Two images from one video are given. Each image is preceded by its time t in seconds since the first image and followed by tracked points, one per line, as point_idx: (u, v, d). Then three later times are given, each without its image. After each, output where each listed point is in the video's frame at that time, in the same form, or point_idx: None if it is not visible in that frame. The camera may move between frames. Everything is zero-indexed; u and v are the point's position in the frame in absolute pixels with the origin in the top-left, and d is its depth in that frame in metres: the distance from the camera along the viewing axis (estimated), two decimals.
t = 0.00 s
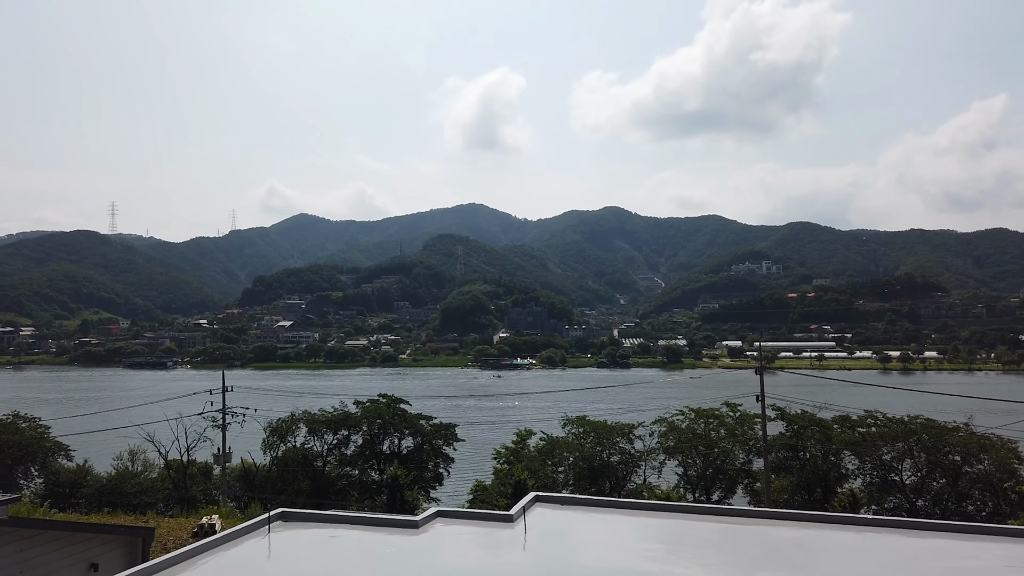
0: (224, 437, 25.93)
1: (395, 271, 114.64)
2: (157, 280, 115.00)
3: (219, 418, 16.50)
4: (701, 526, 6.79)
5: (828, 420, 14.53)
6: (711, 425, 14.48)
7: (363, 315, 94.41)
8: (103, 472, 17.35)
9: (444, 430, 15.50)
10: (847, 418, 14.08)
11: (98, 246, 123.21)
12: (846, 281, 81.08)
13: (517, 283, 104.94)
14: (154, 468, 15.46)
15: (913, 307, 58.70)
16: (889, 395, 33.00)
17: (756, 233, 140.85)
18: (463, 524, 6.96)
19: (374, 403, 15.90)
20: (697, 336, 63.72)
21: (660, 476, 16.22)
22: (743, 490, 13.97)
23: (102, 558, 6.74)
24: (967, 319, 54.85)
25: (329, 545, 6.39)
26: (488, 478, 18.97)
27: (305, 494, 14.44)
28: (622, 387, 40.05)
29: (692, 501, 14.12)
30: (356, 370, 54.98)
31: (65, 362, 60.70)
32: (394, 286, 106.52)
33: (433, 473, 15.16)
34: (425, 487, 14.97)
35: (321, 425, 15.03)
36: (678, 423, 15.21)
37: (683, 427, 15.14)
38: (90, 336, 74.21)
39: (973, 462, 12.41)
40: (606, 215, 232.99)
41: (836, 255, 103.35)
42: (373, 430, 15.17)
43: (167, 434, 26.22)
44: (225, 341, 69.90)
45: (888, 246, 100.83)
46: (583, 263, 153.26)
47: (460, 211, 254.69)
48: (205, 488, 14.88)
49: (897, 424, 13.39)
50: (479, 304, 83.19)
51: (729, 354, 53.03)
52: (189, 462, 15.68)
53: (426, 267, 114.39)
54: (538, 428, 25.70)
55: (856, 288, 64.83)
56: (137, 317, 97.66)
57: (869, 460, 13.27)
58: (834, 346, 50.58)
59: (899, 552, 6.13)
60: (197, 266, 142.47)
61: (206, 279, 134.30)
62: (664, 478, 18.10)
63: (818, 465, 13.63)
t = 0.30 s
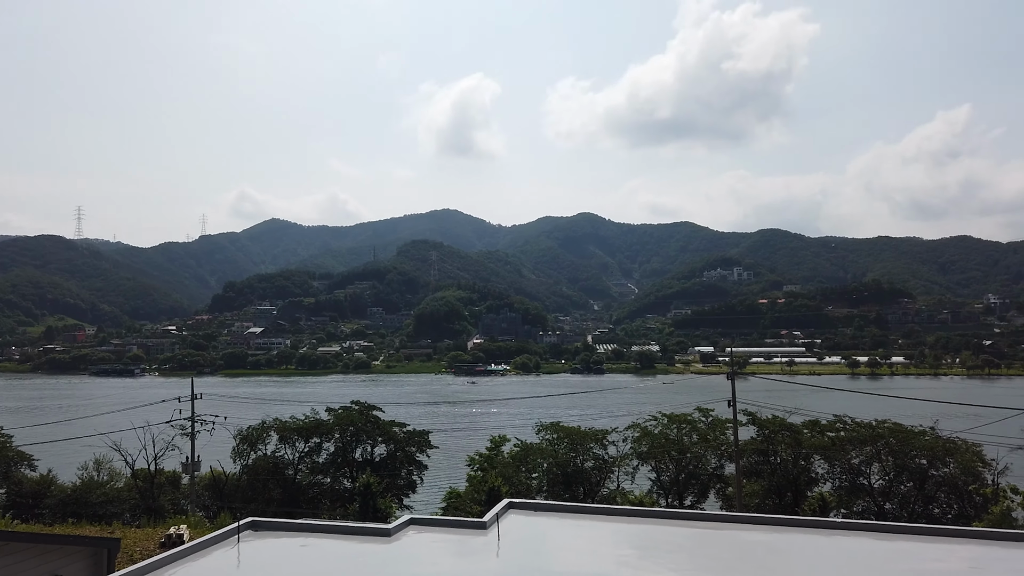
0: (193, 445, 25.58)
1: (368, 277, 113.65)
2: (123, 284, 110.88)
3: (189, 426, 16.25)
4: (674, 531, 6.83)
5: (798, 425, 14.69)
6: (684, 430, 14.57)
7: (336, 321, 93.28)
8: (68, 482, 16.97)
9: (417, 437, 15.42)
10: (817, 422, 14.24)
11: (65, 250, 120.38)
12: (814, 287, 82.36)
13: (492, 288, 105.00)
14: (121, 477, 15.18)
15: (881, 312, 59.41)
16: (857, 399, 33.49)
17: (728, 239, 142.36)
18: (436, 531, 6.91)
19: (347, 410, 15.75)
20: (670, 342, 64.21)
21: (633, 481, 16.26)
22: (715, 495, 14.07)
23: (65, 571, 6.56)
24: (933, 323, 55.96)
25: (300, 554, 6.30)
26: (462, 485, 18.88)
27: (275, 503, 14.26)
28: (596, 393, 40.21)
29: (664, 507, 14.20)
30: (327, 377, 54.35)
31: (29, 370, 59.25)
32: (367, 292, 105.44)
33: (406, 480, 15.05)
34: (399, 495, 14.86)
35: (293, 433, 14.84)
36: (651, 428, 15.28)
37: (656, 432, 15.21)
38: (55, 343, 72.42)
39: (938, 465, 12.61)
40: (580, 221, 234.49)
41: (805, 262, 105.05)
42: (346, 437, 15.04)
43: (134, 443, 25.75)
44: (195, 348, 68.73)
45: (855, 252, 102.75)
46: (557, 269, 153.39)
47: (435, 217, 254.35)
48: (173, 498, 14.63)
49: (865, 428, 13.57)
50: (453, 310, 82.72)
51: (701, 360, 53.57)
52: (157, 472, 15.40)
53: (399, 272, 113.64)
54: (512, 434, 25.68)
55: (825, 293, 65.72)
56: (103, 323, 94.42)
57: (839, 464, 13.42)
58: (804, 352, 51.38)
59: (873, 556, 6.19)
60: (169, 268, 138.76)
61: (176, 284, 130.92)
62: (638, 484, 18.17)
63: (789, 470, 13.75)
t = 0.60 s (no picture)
0: (161, 452, 25.25)
1: (341, 282, 112.42)
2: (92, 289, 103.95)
3: (157, 433, 16.02)
4: (647, 535, 6.86)
5: (768, 428, 14.87)
6: (657, 434, 14.67)
7: (308, 326, 91.99)
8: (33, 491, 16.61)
9: (390, 442, 15.36)
10: (786, 426, 14.43)
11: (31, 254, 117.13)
12: (784, 292, 83.49)
13: (466, 294, 104.87)
14: (87, 486, 14.92)
15: (848, 317, 59.12)
16: (827, 402, 33.96)
17: (700, 244, 143.48)
18: (410, 538, 6.87)
19: (319, 416, 15.63)
20: (643, 347, 64.57)
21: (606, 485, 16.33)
22: (687, 498, 14.22)
23: None
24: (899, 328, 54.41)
25: (271, 562, 6.23)
26: (435, 492, 18.81)
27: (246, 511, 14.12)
28: (570, 397, 40.32)
29: (638, 510, 14.30)
30: (299, 382, 53.60)
31: None
32: (340, 297, 103.96)
33: (379, 486, 14.96)
34: (371, 502, 14.77)
35: (264, 439, 14.71)
36: (623, 432, 15.36)
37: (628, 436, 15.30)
38: (20, 349, 70.43)
39: (904, 468, 12.84)
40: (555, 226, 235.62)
41: (775, 267, 106.61)
42: (318, 444, 14.91)
43: (100, 451, 25.32)
44: (164, 353, 67.40)
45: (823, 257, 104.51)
46: (532, 274, 153.22)
47: (411, 222, 253.59)
48: (142, 506, 14.42)
49: (834, 431, 13.79)
50: (426, 315, 81.94)
51: (674, 365, 53.93)
52: (124, 480, 15.15)
53: (373, 277, 112.78)
54: (485, 440, 25.68)
55: (795, 298, 66.42)
56: (70, 329, 88.39)
57: (808, 467, 13.61)
58: (774, 356, 52.11)
59: (840, 557, 6.30)
60: (137, 271, 131.30)
61: (145, 287, 124.00)
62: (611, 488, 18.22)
63: (760, 473, 13.92)
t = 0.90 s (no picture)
0: (127, 461, 24.94)
1: (313, 286, 110.62)
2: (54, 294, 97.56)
3: (123, 440, 15.73)
4: (618, 539, 6.87)
5: (740, 432, 15.01)
6: (629, 438, 14.74)
7: (279, 331, 89.46)
8: None
9: (362, 449, 15.32)
10: (757, 429, 14.57)
11: None
12: (754, 298, 84.47)
13: (440, 298, 104.49)
14: (50, 495, 14.58)
15: (819, 320, 58.98)
16: (796, 406, 34.36)
17: (673, 249, 144.55)
18: (383, 544, 6.82)
19: (290, 422, 15.47)
20: (616, 351, 64.76)
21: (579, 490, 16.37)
22: (659, 501, 14.34)
23: None
24: (867, 332, 54.28)
25: (239, 571, 6.14)
26: (407, 497, 18.76)
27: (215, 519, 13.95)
28: (544, 402, 40.37)
29: (610, 514, 14.37)
30: (268, 389, 52.76)
31: None
32: (311, 301, 101.58)
33: (351, 492, 14.95)
34: (343, 508, 14.72)
35: (234, 446, 14.52)
36: (596, 437, 15.42)
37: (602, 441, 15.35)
38: None
39: (871, 470, 13.06)
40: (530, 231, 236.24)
41: (746, 273, 107.85)
42: (288, 451, 14.73)
43: (64, 460, 24.86)
44: (131, 359, 65.84)
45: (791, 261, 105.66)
46: (506, 278, 152.94)
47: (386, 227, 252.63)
48: (106, 516, 14.17)
49: (803, 434, 13.96)
50: (400, 320, 81.19)
51: (646, 369, 54.25)
52: (88, 488, 14.83)
53: (346, 282, 110.74)
54: (458, 445, 25.67)
55: (765, 303, 67.05)
56: (33, 334, 82.34)
57: (778, 470, 13.76)
58: (745, 360, 52.74)
59: (807, 559, 6.38)
60: (102, 274, 123.61)
61: (110, 291, 116.48)
62: (584, 493, 18.27)
63: (731, 476, 14.06)
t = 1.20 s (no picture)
0: (89, 468, 24.58)
1: (283, 291, 107.76)
2: (12, 297, 91.34)
3: (86, 448, 15.44)
4: (588, 543, 6.89)
5: (709, 435, 15.15)
6: (600, 442, 14.80)
7: (247, 336, 87.04)
8: None
9: (331, 455, 15.15)
10: (725, 432, 14.71)
11: None
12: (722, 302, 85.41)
13: (411, 303, 103.79)
14: (10, 504, 14.26)
15: (785, 325, 60.02)
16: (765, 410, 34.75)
17: (643, 254, 145.79)
18: (352, 550, 6.77)
19: (258, 428, 15.31)
20: (587, 356, 64.91)
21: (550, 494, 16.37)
22: (629, 505, 14.39)
23: None
24: (833, 336, 53.17)
25: None
26: (377, 503, 18.64)
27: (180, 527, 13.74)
28: (516, 406, 40.36)
29: (581, 518, 14.38)
30: (235, 395, 51.71)
31: None
32: (280, 305, 98.89)
33: (319, 499, 14.65)
34: (311, 515, 14.50)
35: (200, 453, 14.34)
36: (568, 441, 15.46)
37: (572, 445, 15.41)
38: None
39: (836, 472, 13.24)
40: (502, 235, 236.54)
41: (715, 277, 109.11)
42: (256, 457, 14.56)
43: (23, 469, 24.29)
44: (93, 365, 63.96)
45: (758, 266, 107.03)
46: (478, 282, 152.45)
47: (358, 232, 250.80)
48: (68, 525, 13.88)
49: (770, 437, 14.14)
50: (370, 324, 80.35)
51: (616, 373, 54.51)
52: (49, 497, 14.54)
53: (315, 286, 108.33)
54: (429, 450, 25.58)
55: (733, 308, 67.75)
56: None
57: (746, 473, 13.93)
58: (714, 364, 53.27)
59: (774, 559, 6.47)
60: (64, 277, 117.48)
61: (74, 296, 111.08)
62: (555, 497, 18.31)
63: (699, 479, 14.19)
